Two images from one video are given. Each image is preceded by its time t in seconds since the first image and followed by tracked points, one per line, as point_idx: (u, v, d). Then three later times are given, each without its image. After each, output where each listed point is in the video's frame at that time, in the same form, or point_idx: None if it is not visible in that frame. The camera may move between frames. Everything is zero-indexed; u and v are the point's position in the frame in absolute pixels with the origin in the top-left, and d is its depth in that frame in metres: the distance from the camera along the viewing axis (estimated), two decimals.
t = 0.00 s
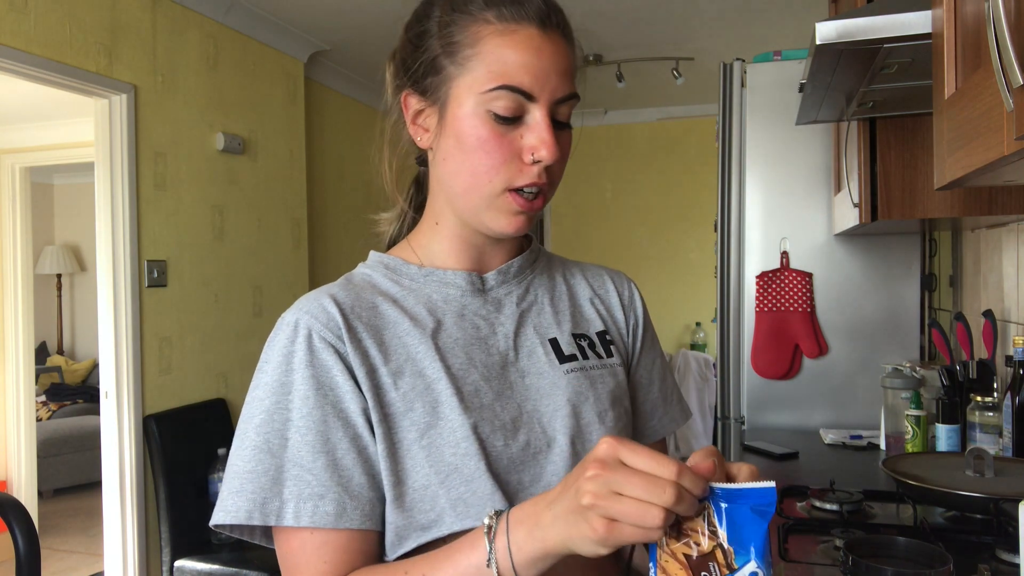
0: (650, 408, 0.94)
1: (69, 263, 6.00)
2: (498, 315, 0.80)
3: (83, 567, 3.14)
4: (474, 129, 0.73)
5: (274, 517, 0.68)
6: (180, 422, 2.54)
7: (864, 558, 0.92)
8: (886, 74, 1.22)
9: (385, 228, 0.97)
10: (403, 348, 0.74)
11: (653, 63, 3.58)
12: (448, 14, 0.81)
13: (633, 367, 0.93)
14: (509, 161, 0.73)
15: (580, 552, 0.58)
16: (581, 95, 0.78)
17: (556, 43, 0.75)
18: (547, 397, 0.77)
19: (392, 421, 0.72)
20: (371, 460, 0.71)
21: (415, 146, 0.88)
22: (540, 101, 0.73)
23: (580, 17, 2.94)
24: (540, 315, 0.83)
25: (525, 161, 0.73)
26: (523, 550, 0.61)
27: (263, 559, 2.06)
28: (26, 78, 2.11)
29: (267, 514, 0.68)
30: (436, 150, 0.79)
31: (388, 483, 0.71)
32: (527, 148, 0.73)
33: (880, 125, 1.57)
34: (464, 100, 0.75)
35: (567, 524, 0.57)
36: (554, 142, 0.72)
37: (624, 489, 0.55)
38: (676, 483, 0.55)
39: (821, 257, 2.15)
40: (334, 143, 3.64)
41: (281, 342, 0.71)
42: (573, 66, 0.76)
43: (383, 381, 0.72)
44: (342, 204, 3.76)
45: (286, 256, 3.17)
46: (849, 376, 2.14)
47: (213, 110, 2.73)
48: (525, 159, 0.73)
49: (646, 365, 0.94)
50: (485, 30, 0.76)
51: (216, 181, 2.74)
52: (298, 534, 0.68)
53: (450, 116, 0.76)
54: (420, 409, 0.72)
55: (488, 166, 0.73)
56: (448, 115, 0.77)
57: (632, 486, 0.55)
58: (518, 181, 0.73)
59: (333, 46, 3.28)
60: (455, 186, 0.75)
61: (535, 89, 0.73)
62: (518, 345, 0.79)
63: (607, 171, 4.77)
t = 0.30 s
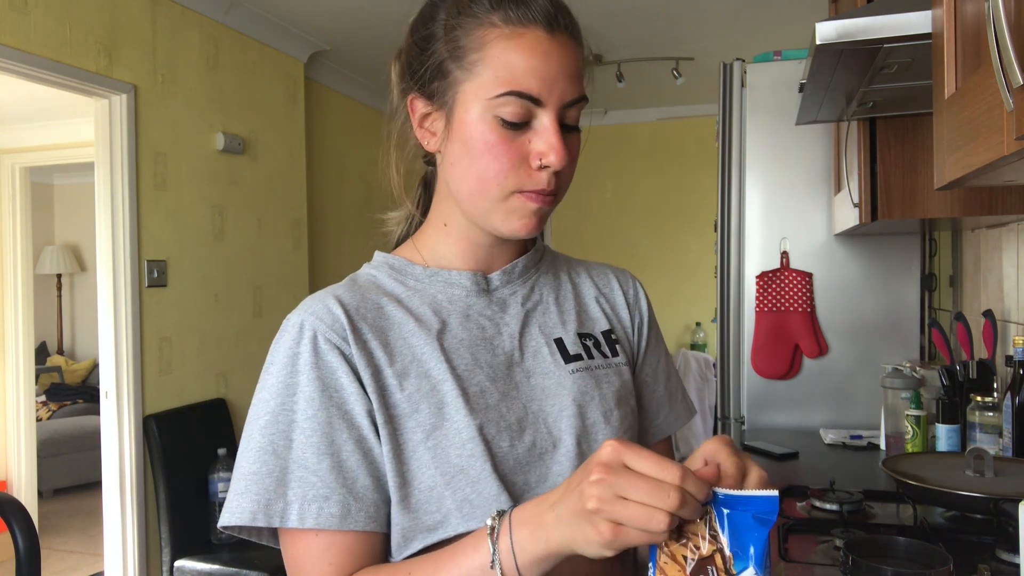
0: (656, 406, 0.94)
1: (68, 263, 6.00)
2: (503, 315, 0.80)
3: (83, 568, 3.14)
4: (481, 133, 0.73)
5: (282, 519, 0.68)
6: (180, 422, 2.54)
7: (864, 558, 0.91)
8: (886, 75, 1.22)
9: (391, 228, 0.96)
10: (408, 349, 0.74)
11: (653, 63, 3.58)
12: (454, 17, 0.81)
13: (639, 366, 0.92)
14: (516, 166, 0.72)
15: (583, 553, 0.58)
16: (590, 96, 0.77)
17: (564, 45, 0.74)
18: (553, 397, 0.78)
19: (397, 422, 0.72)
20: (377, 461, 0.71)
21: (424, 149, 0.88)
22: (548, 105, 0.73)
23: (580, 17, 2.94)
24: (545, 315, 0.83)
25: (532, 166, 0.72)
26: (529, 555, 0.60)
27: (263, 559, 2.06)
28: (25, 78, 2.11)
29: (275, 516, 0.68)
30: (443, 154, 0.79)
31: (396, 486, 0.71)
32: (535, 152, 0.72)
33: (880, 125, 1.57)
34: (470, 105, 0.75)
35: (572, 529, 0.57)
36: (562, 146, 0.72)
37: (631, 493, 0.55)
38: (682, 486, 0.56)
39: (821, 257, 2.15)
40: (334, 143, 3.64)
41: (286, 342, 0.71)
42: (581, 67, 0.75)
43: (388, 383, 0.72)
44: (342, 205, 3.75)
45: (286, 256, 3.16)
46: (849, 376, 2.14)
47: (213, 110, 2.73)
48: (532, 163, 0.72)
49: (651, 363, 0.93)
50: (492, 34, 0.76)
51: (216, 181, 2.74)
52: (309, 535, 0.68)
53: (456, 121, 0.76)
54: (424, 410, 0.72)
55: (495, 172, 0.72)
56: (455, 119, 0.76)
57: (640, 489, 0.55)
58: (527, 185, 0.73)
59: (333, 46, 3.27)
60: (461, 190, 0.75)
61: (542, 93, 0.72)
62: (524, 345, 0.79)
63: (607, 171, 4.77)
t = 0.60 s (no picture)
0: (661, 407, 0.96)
1: (68, 263, 6.01)
2: (515, 310, 0.80)
3: (83, 568, 3.14)
4: (500, 157, 0.71)
5: (246, 509, 0.65)
6: (180, 421, 2.54)
7: (864, 558, 0.91)
8: (886, 74, 1.22)
9: (393, 221, 0.95)
10: (419, 343, 0.73)
11: (653, 63, 3.57)
12: (482, 25, 0.78)
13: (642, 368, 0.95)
14: (534, 194, 0.72)
15: (489, 463, 0.61)
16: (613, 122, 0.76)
17: (595, 73, 0.72)
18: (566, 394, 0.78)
19: (406, 416, 0.71)
20: (386, 456, 0.69)
21: (433, 151, 0.86)
22: (572, 135, 0.71)
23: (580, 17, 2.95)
24: (555, 313, 0.84)
25: (550, 194, 0.72)
26: (430, 482, 0.62)
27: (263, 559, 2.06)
28: (25, 78, 2.11)
29: (243, 506, 0.65)
30: (457, 164, 0.77)
31: (377, 479, 0.69)
32: (555, 180, 0.72)
33: (880, 125, 1.57)
34: (491, 125, 0.72)
35: (488, 434, 0.61)
36: (581, 179, 0.71)
37: (550, 388, 0.62)
38: (592, 375, 0.62)
39: (821, 257, 2.15)
40: (334, 143, 3.64)
41: (289, 331, 0.69)
42: (608, 95, 0.73)
43: (396, 377, 0.71)
44: (342, 205, 3.75)
45: (286, 256, 3.16)
46: (849, 376, 2.14)
47: (213, 110, 2.73)
48: (551, 191, 0.72)
49: (653, 365, 0.95)
50: (521, 52, 0.73)
51: (215, 181, 2.74)
52: (249, 520, 0.66)
53: (475, 137, 0.74)
54: (438, 406, 0.71)
55: (512, 197, 0.72)
56: (473, 136, 0.74)
57: (559, 381, 0.62)
58: (541, 213, 0.72)
59: (333, 46, 3.27)
60: (474, 207, 0.74)
61: (568, 123, 0.70)
62: (535, 342, 0.79)
63: (607, 172, 4.77)
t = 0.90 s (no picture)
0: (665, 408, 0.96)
1: (68, 263, 6.01)
2: (517, 311, 0.80)
3: (83, 568, 3.14)
4: (500, 162, 0.71)
5: (248, 509, 0.65)
6: (180, 421, 2.54)
7: (864, 558, 0.91)
8: (886, 74, 1.22)
9: (398, 221, 0.96)
10: (421, 343, 0.73)
11: (654, 62, 3.57)
12: (481, 28, 0.77)
13: (644, 369, 0.95)
14: (535, 198, 0.72)
15: (489, 461, 0.62)
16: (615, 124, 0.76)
17: (597, 76, 0.71)
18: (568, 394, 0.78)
19: (407, 417, 0.71)
20: (387, 457, 0.69)
21: (435, 154, 0.86)
22: (573, 138, 0.71)
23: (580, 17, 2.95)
24: (557, 314, 0.84)
25: (552, 198, 0.72)
26: (429, 479, 0.62)
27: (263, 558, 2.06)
28: (25, 78, 2.11)
29: (246, 506, 0.65)
30: (458, 167, 0.77)
31: (378, 479, 0.69)
32: (556, 184, 0.72)
33: (880, 125, 1.57)
34: (491, 130, 0.73)
35: (483, 430, 0.61)
36: (583, 182, 0.71)
37: (545, 384, 0.62)
38: (589, 374, 0.61)
39: (821, 257, 2.15)
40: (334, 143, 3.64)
41: (292, 332, 0.69)
42: (610, 97, 0.73)
43: (398, 377, 0.71)
44: (342, 205, 3.75)
45: (286, 256, 3.16)
46: (849, 375, 2.14)
47: (213, 110, 2.73)
48: (553, 195, 0.72)
49: (657, 366, 0.95)
50: (521, 55, 0.73)
51: (215, 181, 2.74)
52: (252, 520, 0.65)
53: (476, 142, 0.74)
54: (440, 407, 0.71)
55: (513, 201, 0.72)
56: (474, 141, 0.74)
57: (554, 378, 0.62)
58: (543, 217, 0.72)
59: (333, 46, 3.27)
60: (476, 211, 0.74)
61: (569, 127, 0.70)
62: (537, 343, 0.79)
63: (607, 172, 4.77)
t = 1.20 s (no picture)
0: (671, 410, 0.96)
1: (68, 263, 6.01)
2: (521, 312, 0.80)
3: (83, 568, 3.14)
4: (501, 161, 0.71)
5: (250, 511, 0.65)
6: (180, 421, 2.54)
7: (864, 558, 0.91)
8: (887, 74, 1.22)
9: (400, 221, 0.96)
10: (424, 345, 0.73)
11: (654, 62, 3.57)
12: (480, 26, 0.77)
13: (649, 370, 0.95)
14: (537, 196, 0.71)
15: (492, 464, 0.61)
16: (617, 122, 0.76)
17: (598, 73, 0.71)
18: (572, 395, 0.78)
19: (410, 418, 0.71)
20: (390, 459, 0.69)
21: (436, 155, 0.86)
22: (575, 136, 0.71)
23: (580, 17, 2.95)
24: (560, 315, 0.84)
25: (553, 197, 0.72)
26: (433, 483, 0.62)
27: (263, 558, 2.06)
28: (25, 78, 2.11)
29: (249, 508, 0.65)
30: (460, 167, 0.77)
31: (381, 480, 0.69)
32: (558, 182, 0.71)
33: (880, 125, 1.57)
34: (492, 129, 0.73)
35: (486, 434, 0.61)
36: (584, 181, 0.71)
37: (549, 389, 0.61)
38: (592, 384, 0.61)
39: (821, 257, 2.15)
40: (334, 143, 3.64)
41: (294, 332, 0.69)
42: (611, 95, 0.73)
43: (400, 379, 0.71)
44: (342, 205, 3.75)
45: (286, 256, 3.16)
46: (849, 375, 2.14)
47: (213, 110, 2.73)
48: (554, 194, 0.72)
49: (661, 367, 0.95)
50: (520, 54, 0.73)
51: (215, 181, 2.74)
52: (255, 522, 0.66)
53: (477, 141, 0.74)
54: (442, 408, 0.71)
55: (515, 200, 0.72)
56: (475, 139, 0.74)
57: (558, 384, 0.61)
58: (545, 215, 0.72)
59: (333, 46, 3.27)
60: (478, 210, 0.74)
61: (569, 125, 0.70)
62: (540, 344, 0.79)
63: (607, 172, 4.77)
